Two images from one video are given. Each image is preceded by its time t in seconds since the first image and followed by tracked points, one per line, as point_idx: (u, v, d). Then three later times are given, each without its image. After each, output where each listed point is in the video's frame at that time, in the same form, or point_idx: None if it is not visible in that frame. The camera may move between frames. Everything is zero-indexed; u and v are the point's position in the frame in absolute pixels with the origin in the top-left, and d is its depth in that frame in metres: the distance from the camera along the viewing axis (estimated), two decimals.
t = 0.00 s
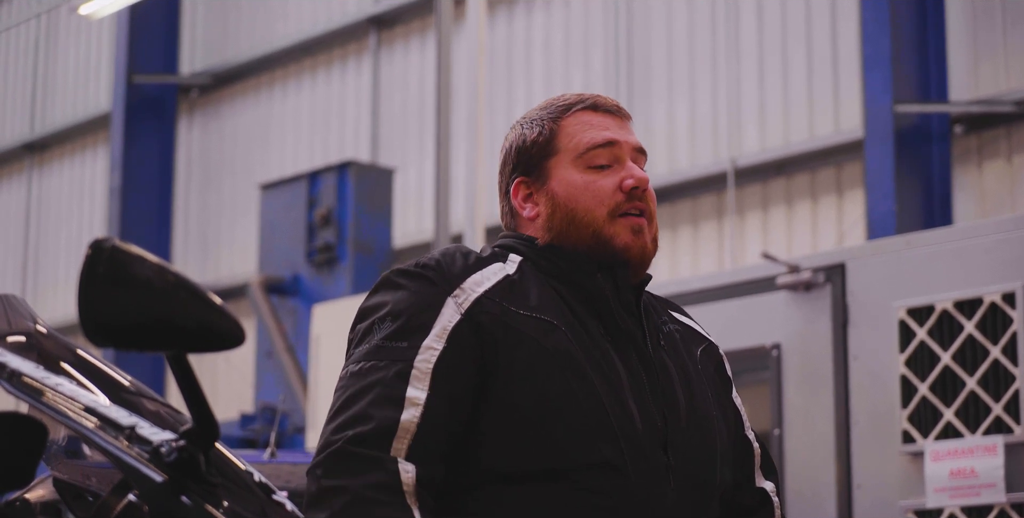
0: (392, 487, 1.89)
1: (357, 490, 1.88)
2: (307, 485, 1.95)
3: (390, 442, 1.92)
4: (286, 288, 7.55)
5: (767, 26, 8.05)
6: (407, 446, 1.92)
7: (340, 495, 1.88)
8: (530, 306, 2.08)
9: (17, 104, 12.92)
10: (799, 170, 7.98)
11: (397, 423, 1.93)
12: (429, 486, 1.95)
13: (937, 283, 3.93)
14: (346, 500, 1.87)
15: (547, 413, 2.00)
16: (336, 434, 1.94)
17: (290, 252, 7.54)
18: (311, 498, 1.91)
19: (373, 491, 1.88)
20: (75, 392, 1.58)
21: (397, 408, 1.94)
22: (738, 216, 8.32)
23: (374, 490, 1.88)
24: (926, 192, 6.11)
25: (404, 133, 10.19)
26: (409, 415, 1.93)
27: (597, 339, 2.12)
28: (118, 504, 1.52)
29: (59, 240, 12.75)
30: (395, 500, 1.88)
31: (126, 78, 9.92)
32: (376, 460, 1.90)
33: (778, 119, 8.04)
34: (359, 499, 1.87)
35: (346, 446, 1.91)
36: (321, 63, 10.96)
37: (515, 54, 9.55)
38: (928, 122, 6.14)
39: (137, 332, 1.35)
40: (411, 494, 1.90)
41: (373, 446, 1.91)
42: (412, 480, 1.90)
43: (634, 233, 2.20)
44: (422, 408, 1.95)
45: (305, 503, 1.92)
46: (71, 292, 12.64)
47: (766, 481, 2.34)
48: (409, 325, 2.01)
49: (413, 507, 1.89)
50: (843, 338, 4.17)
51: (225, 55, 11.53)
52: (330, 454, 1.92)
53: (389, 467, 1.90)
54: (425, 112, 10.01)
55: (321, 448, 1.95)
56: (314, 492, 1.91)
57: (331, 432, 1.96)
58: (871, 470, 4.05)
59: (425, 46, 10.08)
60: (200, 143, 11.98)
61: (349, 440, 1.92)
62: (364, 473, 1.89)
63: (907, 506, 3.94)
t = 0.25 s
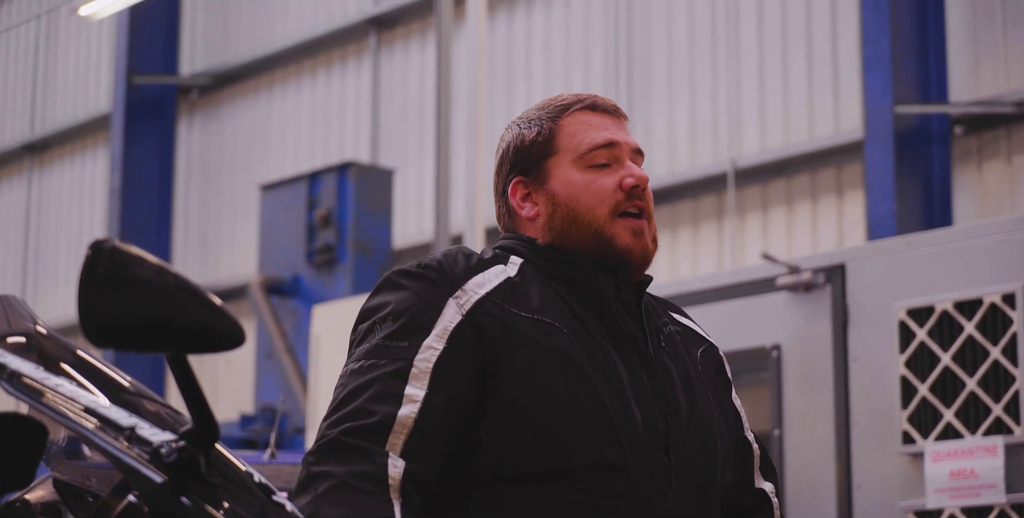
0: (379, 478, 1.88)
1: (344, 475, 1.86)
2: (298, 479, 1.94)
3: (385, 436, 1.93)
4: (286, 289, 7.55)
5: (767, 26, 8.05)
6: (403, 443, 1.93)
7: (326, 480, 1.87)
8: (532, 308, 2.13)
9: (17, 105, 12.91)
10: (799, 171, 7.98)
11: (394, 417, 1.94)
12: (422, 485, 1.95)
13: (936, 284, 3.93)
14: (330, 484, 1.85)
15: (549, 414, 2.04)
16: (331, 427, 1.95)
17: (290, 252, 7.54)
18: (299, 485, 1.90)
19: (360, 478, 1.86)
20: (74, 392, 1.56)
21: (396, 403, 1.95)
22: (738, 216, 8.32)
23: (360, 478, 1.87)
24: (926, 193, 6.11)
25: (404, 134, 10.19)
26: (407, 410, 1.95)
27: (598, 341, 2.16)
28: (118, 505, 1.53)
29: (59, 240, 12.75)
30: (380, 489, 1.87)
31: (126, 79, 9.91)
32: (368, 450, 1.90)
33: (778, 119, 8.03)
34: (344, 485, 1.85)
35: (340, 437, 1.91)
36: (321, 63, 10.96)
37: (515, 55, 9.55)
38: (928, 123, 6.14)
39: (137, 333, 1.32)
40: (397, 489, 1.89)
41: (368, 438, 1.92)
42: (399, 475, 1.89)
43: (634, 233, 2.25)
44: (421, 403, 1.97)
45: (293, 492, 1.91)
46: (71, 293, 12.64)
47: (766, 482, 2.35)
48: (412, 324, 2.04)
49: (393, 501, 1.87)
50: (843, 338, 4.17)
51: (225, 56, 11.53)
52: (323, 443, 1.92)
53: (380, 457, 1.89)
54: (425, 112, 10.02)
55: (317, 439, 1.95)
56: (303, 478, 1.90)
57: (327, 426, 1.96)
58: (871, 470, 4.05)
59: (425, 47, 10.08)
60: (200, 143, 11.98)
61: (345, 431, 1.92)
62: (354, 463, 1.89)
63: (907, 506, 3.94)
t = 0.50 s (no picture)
0: (380, 486, 1.89)
1: (345, 486, 1.88)
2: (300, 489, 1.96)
3: (384, 444, 1.94)
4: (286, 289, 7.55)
5: (766, 27, 8.06)
6: (401, 450, 1.94)
7: (328, 491, 1.89)
8: (523, 310, 2.12)
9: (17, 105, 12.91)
10: (799, 171, 7.98)
11: (392, 426, 1.95)
12: (421, 492, 1.97)
13: (936, 284, 3.93)
14: (332, 494, 1.87)
15: (544, 415, 2.04)
16: (330, 438, 1.96)
17: (290, 253, 7.54)
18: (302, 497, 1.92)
19: (360, 487, 1.88)
20: (74, 394, 1.54)
21: (393, 412, 1.96)
22: (738, 216, 8.32)
23: (361, 486, 1.89)
24: (926, 194, 6.11)
25: (404, 134, 10.19)
26: (404, 418, 1.96)
27: (590, 341, 2.15)
28: (118, 505, 1.52)
29: (59, 241, 12.75)
30: (380, 497, 1.89)
31: (126, 79, 9.92)
32: (366, 460, 1.91)
33: (778, 119, 8.03)
34: (345, 495, 1.87)
35: (338, 447, 1.93)
36: (321, 63, 10.96)
37: (516, 55, 9.55)
38: (928, 123, 6.14)
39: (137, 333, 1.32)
40: (397, 495, 1.90)
41: (365, 446, 1.93)
42: (399, 482, 1.91)
43: (609, 219, 2.26)
44: (417, 410, 1.98)
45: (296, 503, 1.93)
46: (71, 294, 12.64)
47: (763, 476, 2.35)
48: (404, 331, 2.04)
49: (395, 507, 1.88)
50: (843, 339, 4.17)
51: (225, 57, 11.53)
52: (324, 454, 1.94)
53: (379, 465, 1.91)
54: (425, 112, 10.02)
55: (317, 451, 1.97)
56: (305, 490, 1.92)
57: (326, 437, 1.97)
58: (871, 471, 4.05)
59: (425, 48, 10.08)
60: (200, 143, 11.98)
61: (344, 441, 1.94)
62: (355, 472, 1.91)
63: (907, 507, 3.93)
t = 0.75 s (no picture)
0: (373, 482, 1.91)
1: (337, 484, 1.90)
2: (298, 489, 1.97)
3: (376, 441, 1.95)
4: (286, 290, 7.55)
5: (766, 28, 8.06)
6: (394, 447, 1.95)
7: (322, 489, 1.90)
8: (513, 311, 2.13)
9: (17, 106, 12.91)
10: (799, 172, 7.98)
11: (384, 424, 1.96)
12: (415, 491, 1.98)
13: (936, 285, 3.93)
14: (325, 492, 1.89)
15: (535, 416, 2.05)
16: (324, 437, 1.98)
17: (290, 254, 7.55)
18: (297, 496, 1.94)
19: (353, 485, 1.90)
20: (74, 393, 1.53)
21: (384, 410, 1.98)
22: (738, 217, 8.31)
23: (354, 484, 1.90)
24: (927, 195, 6.11)
25: (404, 135, 10.19)
26: (396, 417, 1.97)
27: (581, 342, 2.16)
28: (118, 506, 1.52)
29: (59, 242, 12.75)
30: (374, 493, 1.90)
31: (126, 80, 9.93)
32: (358, 457, 1.93)
33: (778, 120, 8.03)
34: (339, 493, 1.89)
35: (332, 445, 1.95)
36: (321, 64, 10.96)
37: (515, 56, 9.56)
38: (928, 124, 6.14)
39: (137, 334, 1.32)
40: (392, 490, 1.91)
41: (357, 443, 1.94)
42: (392, 479, 1.92)
43: (604, 222, 2.26)
44: (410, 409, 1.99)
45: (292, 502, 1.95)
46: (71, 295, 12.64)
47: (755, 479, 2.36)
48: (396, 331, 2.05)
49: (390, 502, 1.90)
50: (843, 339, 4.18)
51: (225, 57, 11.54)
52: (317, 453, 1.96)
53: (371, 463, 1.92)
54: (425, 113, 10.02)
55: (311, 450, 1.98)
56: (300, 489, 1.94)
57: (319, 437, 1.99)
58: (871, 472, 4.05)
59: (425, 49, 10.08)
60: (200, 144, 11.98)
61: (337, 439, 1.95)
62: (349, 469, 1.92)
63: (907, 507, 3.94)
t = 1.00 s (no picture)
0: (377, 487, 1.91)
1: (343, 489, 1.90)
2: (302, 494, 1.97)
3: (380, 446, 1.95)
4: (286, 291, 7.55)
5: (766, 28, 8.06)
6: (399, 450, 1.96)
7: (327, 494, 1.90)
8: (510, 312, 2.13)
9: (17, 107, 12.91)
10: (799, 173, 7.98)
11: (387, 427, 1.96)
12: (418, 493, 1.98)
13: (936, 286, 3.93)
14: (329, 497, 1.89)
15: (532, 416, 2.04)
16: (326, 440, 1.98)
17: (290, 255, 7.55)
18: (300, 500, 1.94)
19: (357, 489, 1.90)
20: (75, 395, 1.53)
21: (388, 412, 1.98)
22: (737, 218, 8.31)
23: (358, 488, 1.90)
24: (927, 195, 6.10)
25: (404, 135, 10.19)
26: (399, 419, 1.97)
27: (576, 343, 2.16)
28: (118, 507, 1.51)
29: (59, 243, 12.75)
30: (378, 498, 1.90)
31: (126, 81, 9.92)
32: (362, 461, 1.93)
33: (778, 120, 8.03)
34: (343, 497, 1.89)
35: (335, 449, 1.95)
36: (321, 65, 10.97)
37: (515, 57, 9.56)
38: (927, 125, 6.14)
39: (137, 334, 1.32)
40: (396, 497, 1.91)
41: (361, 447, 1.95)
42: (397, 484, 1.92)
43: (603, 226, 2.26)
44: (411, 410, 1.99)
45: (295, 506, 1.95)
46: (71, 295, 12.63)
47: (751, 480, 2.36)
48: (394, 332, 2.05)
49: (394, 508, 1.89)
50: (843, 340, 4.17)
51: (225, 58, 11.54)
52: (321, 457, 1.96)
53: (376, 467, 1.92)
54: (425, 114, 10.02)
55: (314, 454, 1.98)
56: (303, 493, 1.94)
57: (323, 440, 1.99)
58: (871, 472, 4.05)
59: (425, 49, 10.08)
60: (200, 145, 11.98)
61: (340, 443, 1.95)
62: (353, 474, 1.92)
63: (907, 508, 3.93)
